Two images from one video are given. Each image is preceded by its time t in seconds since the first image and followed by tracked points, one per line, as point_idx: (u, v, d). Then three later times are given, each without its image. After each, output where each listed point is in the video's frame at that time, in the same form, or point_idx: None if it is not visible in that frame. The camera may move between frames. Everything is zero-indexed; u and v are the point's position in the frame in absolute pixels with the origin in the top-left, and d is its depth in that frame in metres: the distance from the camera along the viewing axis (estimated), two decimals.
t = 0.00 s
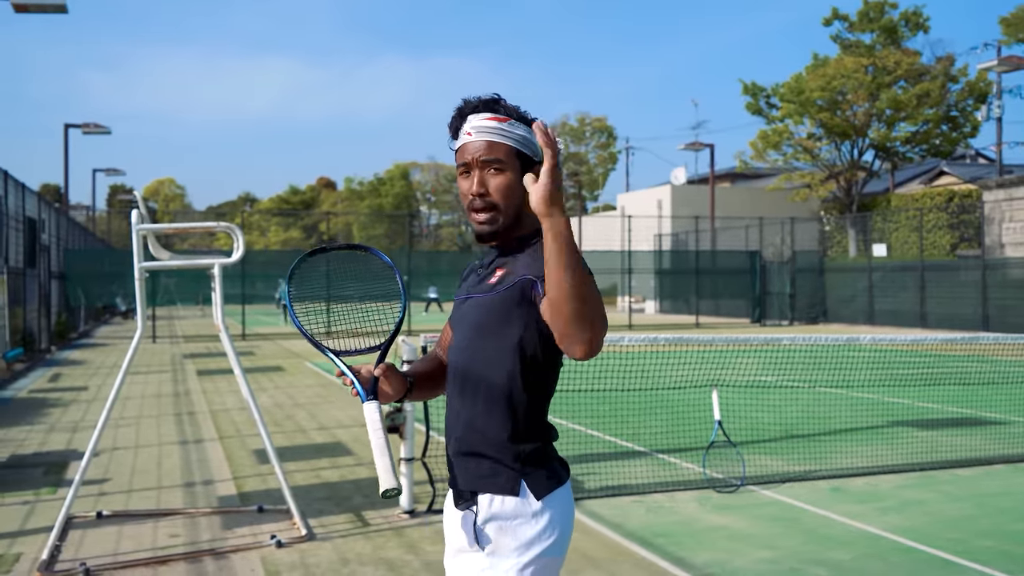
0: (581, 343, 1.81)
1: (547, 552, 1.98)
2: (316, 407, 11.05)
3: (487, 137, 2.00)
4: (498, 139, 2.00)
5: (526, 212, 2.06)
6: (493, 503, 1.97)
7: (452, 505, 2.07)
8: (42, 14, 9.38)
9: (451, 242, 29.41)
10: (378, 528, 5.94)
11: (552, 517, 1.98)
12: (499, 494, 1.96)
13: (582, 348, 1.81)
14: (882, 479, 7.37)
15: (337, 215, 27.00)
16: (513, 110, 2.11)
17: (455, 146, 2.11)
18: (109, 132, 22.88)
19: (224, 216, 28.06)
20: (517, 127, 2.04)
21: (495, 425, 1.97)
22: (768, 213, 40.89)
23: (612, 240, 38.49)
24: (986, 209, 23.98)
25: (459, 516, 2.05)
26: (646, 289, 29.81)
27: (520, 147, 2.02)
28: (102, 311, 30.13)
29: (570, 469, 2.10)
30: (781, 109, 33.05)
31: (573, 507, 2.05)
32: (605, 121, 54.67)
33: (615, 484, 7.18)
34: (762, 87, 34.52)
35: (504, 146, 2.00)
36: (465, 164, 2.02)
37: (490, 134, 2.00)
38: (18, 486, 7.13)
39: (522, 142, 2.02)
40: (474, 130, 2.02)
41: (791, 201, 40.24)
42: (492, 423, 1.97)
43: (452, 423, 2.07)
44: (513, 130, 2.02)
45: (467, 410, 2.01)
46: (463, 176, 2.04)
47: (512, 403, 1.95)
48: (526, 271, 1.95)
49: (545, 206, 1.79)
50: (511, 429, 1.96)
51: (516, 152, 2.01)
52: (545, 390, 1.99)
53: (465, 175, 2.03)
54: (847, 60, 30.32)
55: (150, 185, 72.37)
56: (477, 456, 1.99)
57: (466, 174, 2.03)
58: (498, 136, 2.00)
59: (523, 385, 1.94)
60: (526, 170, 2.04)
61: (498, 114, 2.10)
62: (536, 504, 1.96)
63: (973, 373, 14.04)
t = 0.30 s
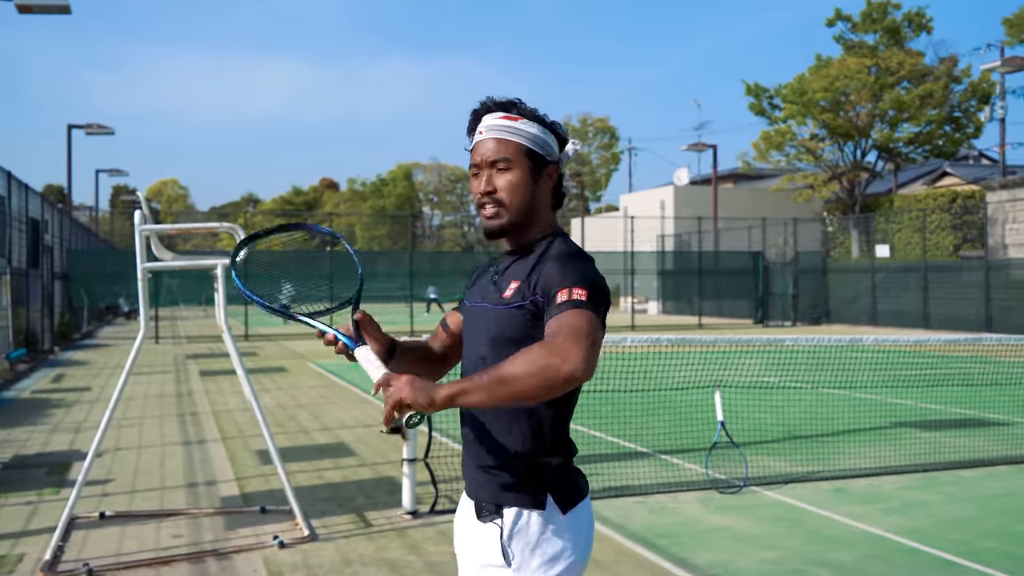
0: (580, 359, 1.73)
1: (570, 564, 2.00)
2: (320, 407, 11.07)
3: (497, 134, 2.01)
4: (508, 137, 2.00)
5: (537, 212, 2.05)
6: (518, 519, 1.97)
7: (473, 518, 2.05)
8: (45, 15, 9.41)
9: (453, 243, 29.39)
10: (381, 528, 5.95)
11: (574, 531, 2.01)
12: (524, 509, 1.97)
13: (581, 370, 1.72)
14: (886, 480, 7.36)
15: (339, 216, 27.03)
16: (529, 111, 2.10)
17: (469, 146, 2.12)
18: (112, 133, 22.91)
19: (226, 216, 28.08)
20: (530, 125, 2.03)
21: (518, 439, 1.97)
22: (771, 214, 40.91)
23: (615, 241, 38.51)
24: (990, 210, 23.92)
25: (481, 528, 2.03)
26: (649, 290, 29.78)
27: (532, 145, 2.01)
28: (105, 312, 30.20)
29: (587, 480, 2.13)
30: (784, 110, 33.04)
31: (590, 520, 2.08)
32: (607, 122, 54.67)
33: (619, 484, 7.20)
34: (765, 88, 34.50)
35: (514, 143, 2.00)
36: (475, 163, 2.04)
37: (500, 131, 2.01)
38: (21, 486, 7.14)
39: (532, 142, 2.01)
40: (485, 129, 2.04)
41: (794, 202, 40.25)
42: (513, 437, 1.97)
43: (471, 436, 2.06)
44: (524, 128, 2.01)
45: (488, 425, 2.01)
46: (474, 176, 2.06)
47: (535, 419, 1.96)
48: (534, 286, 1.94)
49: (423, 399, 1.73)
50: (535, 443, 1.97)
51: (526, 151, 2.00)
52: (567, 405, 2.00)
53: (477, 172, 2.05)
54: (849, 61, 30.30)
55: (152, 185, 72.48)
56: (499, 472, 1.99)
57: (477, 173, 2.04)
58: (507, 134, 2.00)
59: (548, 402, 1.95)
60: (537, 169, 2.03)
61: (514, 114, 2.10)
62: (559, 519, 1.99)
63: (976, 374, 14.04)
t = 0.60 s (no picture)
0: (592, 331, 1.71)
1: None
2: (321, 408, 11.09)
3: (516, 129, 2.03)
4: (526, 130, 2.01)
5: (557, 208, 2.04)
6: (525, 533, 1.95)
7: (482, 527, 2.03)
8: (46, 16, 9.42)
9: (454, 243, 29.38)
10: (382, 529, 5.95)
11: (586, 546, 1.99)
12: (534, 522, 1.95)
13: (590, 342, 1.70)
14: (886, 480, 7.35)
15: (340, 216, 27.04)
16: (555, 108, 2.10)
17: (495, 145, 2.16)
18: (113, 134, 22.92)
19: (227, 217, 28.08)
20: (551, 120, 2.02)
21: (532, 449, 1.95)
22: (772, 214, 40.95)
23: (616, 242, 38.56)
24: (990, 210, 23.88)
25: (489, 538, 2.01)
26: (650, 290, 29.80)
27: (550, 139, 2.00)
28: (106, 312, 30.27)
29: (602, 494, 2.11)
30: (784, 110, 33.03)
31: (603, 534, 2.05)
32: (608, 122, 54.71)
33: (620, 484, 7.20)
34: (765, 88, 34.49)
35: (531, 138, 2.01)
36: (496, 160, 2.07)
37: (520, 126, 2.03)
38: (22, 486, 7.14)
39: (550, 136, 2.00)
40: (505, 126, 2.07)
41: (794, 202, 40.30)
42: (526, 446, 1.95)
43: (487, 443, 2.04)
44: (544, 122, 2.02)
45: (501, 436, 2.00)
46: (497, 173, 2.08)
47: (550, 428, 1.94)
48: (551, 284, 1.92)
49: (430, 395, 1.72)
50: (548, 453, 1.94)
51: (545, 145, 2.00)
52: (583, 414, 1.98)
53: (498, 170, 2.07)
54: (850, 61, 30.29)
55: (154, 186, 72.56)
56: (513, 480, 1.97)
57: (498, 170, 2.07)
58: (526, 127, 2.02)
59: (563, 412, 1.93)
60: (557, 163, 2.01)
61: (539, 111, 2.10)
62: (571, 534, 1.97)
63: (978, 374, 14.03)
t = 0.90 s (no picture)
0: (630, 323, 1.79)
1: None
2: (321, 408, 11.10)
3: (527, 133, 2.03)
4: (536, 135, 2.01)
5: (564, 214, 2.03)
6: (506, 534, 1.95)
7: (463, 528, 2.04)
8: (47, 16, 9.42)
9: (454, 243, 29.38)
10: (382, 529, 5.96)
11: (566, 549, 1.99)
12: (516, 523, 1.94)
13: (627, 333, 1.78)
14: (886, 481, 7.35)
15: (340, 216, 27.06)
16: (567, 113, 2.10)
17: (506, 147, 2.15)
18: (113, 134, 22.92)
19: (227, 216, 28.06)
20: (563, 127, 2.03)
21: (518, 450, 1.94)
22: (772, 214, 41.03)
23: (616, 242, 38.60)
24: (990, 211, 23.89)
25: (470, 541, 2.02)
26: (649, 291, 29.82)
27: (560, 146, 2.00)
28: (106, 313, 30.30)
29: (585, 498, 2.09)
30: (784, 111, 33.06)
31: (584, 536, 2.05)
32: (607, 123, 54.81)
33: (619, 485, 7.19)
34: (765, 88, 34.52)
35: (540, 144, 2.00)
36: (506, 164, 2.07)
37: (531, 130, 2.03)
38: (22, 486, 7.14)
39: (560, 142, 2.00)
40: (519, 128, 2.06)
41: (794, 202, 40.38)
42: (514, 445, 1.94)
43: (472, 440, 2.02)
44: (557, 129, 2.02)
45: (487, 434, 1.98)
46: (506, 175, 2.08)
47: (539, 425, 1.93)
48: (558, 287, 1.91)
49: (478, 317, 1.63)
50: (534, 455, 1.94)
51: (554, 151, 2.00)
52: (570, 417, 1.97)
53: (508, 174, 2.07)
54: (850, 61, 30.26)
55: (154, 186, 72.60)
56: (496, 479, 1.96)
57: (507, 174, 2.07)
58: (537, 134, 2.02)
59: (553, 415, 1.92)
60: (567, 169, 2.01)
61: (551, 116, 2.10)
62: (552, 536, 1.96)
63: (977, 375, 14.05)
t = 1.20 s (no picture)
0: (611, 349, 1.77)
1: None
2: (321, 408, 11.11)
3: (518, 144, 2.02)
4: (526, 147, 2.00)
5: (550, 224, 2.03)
6: (466, 523, 1.94)
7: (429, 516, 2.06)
8: (45, 17, 9.42)
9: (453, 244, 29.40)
10: (382, 529, 5.96)
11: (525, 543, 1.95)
12: (475, 513, 1.93)
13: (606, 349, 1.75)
14: (885, 481, 7.35)
15: (339, 216, 27.08)
16: (564, 124, 2.09)
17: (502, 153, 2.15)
18: (112, 135, 22.93)
19: (226, 217, 28.08)
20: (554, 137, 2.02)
21: (482, 441, 1.93)
22: (771, 214, 41.07)
23: (615, 243, 38.64)
24: (989, 211, 23.90)
25: (435, 528, 2.03)
26: (649, 291, 29.84)
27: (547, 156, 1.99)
28: (105, 314, 30.32)
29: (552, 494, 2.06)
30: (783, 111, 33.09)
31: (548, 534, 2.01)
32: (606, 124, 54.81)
33: (617, 485, 7.19)
34: (764, 88, 34.54)
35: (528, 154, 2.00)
36: (498, 171, 2.07)
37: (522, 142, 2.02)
38: (21, 487, 7.14)
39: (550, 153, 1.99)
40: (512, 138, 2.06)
41: (793, 202, 40.42)
42: (480, 435, 1.93)
43: (441, 429, 2.02)
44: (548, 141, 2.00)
45: (455, 425, 1.98)
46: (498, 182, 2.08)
47: (504, 417, 1.91)
48: (545, 289, 1.92)
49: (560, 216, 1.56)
50: (498, 447, 1.92)
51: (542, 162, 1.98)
52: (538, 412, 1.96)
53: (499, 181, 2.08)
54: (849, 61, 30.26)
55: (153, 186, 72.62)
56: (461, 468, 1.95)
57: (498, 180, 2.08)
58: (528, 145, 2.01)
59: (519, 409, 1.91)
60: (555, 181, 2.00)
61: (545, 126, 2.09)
62: (509, 528, 1.93)
63: (977, 375, 14.05)
